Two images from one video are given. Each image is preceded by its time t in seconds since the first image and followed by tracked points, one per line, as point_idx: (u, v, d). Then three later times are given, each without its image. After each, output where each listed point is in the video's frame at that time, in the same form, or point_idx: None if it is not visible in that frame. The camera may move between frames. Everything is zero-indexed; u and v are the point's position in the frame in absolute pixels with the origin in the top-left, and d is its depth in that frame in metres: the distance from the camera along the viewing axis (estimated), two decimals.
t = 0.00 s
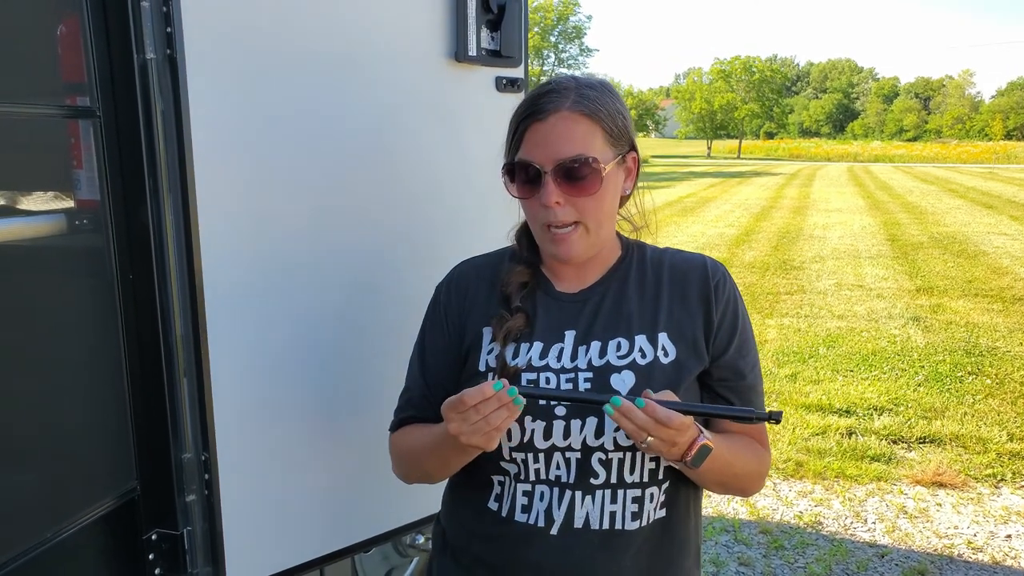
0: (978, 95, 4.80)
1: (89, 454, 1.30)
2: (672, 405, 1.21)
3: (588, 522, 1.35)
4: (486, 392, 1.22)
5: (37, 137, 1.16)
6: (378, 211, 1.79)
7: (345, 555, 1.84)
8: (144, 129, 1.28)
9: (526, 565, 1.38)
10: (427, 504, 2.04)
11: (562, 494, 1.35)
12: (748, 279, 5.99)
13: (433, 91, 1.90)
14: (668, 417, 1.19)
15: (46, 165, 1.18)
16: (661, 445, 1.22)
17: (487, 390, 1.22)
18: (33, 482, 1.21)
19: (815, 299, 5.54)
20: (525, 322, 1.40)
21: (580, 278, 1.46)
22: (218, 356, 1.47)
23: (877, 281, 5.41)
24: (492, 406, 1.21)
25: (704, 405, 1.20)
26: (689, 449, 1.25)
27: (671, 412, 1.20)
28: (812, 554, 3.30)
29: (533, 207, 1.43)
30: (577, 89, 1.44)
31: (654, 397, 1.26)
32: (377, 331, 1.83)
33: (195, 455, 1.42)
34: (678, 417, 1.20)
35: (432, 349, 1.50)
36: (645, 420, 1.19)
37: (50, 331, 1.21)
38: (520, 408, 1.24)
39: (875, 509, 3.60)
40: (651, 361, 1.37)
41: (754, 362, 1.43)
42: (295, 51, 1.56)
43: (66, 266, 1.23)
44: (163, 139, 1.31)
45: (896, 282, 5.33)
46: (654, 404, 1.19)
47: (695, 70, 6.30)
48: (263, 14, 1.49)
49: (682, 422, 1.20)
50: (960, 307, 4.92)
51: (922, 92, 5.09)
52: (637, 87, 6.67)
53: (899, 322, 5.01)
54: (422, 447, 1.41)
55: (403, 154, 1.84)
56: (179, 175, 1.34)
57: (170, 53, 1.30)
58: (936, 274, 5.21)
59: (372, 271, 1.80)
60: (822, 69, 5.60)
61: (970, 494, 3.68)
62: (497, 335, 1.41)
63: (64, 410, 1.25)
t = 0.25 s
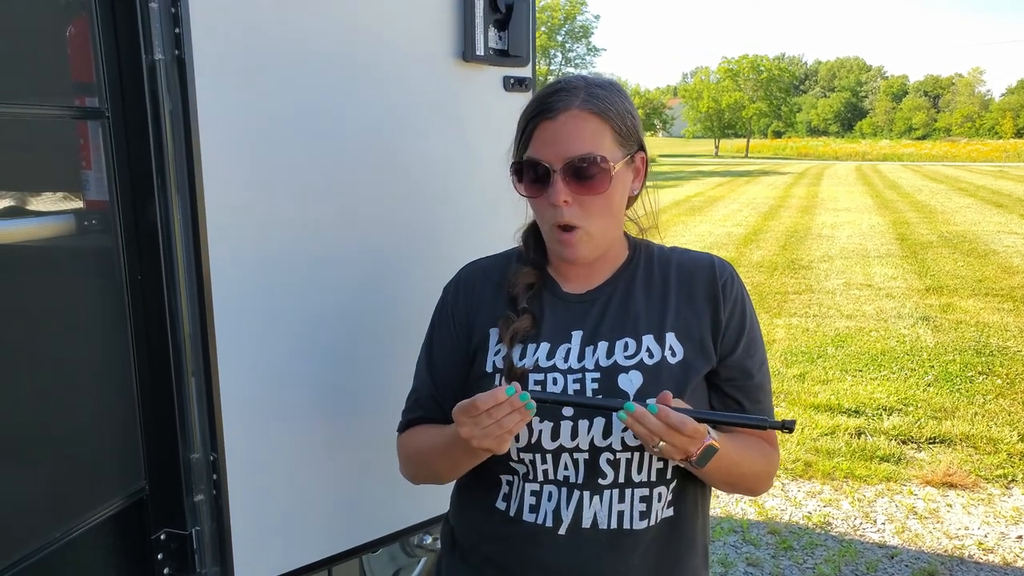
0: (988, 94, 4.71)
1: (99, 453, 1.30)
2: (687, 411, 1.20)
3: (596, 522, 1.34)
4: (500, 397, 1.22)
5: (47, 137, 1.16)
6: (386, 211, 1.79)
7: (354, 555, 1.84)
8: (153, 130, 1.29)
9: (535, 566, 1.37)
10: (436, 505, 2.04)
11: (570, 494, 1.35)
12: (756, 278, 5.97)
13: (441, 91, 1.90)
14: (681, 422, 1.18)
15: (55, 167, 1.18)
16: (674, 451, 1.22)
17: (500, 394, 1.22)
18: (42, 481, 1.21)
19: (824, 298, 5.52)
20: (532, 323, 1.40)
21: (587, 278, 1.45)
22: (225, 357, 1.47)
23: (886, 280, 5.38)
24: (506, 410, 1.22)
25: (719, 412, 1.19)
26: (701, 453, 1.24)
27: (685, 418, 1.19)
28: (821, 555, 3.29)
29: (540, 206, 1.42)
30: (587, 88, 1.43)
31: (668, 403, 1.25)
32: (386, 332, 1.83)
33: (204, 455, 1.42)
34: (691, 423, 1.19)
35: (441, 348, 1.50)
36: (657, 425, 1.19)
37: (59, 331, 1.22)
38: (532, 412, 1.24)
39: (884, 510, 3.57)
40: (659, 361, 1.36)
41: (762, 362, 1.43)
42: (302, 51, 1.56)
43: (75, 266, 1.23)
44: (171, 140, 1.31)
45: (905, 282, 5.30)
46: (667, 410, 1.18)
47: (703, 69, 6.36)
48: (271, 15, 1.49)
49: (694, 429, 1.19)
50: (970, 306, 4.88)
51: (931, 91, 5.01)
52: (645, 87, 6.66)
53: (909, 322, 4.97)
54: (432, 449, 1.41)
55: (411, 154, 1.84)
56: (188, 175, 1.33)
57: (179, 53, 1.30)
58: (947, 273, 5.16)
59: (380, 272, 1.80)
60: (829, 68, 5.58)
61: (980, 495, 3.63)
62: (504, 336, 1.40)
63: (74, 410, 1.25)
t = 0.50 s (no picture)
0: (996, 93, 4.76)
1: (105, 453, 1.30)
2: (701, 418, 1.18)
3: (603, 524, 1.34)
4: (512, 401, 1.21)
5: (53, 137, 1.17)
6: (391, 210, 1.79)
7: (359, 555, 1.84)
8: (159, 129, 1.28)
9: (541, 567, 1.37)
10: (440, 505, 2.03)
11: (577, 497, 1.34)
12: (762, 278, 5.95)
13: (446, 90, 1.90)
14: (694, 429, 1.17)
15: (61, 166, 1.18)
16: (687, 454, 1.21)
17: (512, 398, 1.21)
18: (49, 480, 1.21)
19: (830, 298, 5.49)
20: (535, 329, 1.39)
21: (598, 270, 1.45)
22: (229, 356, 1.47)
23: (892, 279, 5.35)
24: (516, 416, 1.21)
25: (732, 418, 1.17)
26: (714, 457, 1.22)
27: (698, 424, 1.18)
28: (828, 555, 3.27)
29: (560, 187, 1.41)
30: (601, 79, 1.47)
31: (684, 408, 1.23)
32: (391, 332, 1.83)
33: (209, 455, 1.43)
34: (704, 430, 1.18)
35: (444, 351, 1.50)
36: (669, 430, 1.17)
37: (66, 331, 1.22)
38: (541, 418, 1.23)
39: (891, 510, 3.55)
40: (663, 361, 1.36)
41: (767, 361, 1.42)
42: (307, 51, 1.56)
43: (81, 265, 1.23)
44: (177, 139, 1.31)
45: (912, 281, 5.27)
46: (679, 416, 1.17)
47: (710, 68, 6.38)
48: (275, 14, 1.49)
49: (706, 436, 1.18)
50: (977, 306, 4.86)
51: (938, 90, 5.08)
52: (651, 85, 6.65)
53: (916, 321, 4.93)
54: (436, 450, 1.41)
55: (416, 154, 1.84)
56: (193, 175, 1.34)
57: (185, 53, 1.30)
58: (954, 273, 5.16)
59: (385, 272, 1.80)
60: (836, 66, 5.57)
61: (988, 495, 3.60)
62: (508, 343, 1.39)
63: (80, 409, 1.25)
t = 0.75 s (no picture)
0: (998, 93, 4.76)
1: (104, 452, 1.30)
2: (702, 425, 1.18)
3: (604, 528, 1.33)
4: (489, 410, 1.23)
5: (53, 136, 1.16)
6: (392, 209, 1.78)
7: (360, 555, 1.83)
8: (159, 128, 1.28)
9: (541, 568, 1.36)
10: (441, 506, 2.03)
11: (578, 500, 1.34)
12: (765, 277, 5.94)
13: (447, 89, 1.89)
14: (696, 436, 1.17)
15: (60, 165, 1.18)
16: (689, 461, 1.20)
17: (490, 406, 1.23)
18: (49, 480, 1.21)
19: (832, 297, 5.47)
20: (534, 331, 1.38)
21: (597, 270, 1.44)
22: (229, 356, 1.47)
23: (894, 279, 5.34)
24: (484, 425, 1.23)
25: (733, 423, 1.17)
26: (716, 461, 1.22)
27: (700, 431, 1.17)
28: (829, 555, 3.25)
29: (560, 180, 1.39)
30: (605, 76, 1.47)
31: (686, 414, 1.23)
32: (392, 331, 1.82)
33: (210, 454, 1.42)
34: (706, 437, 1.17)
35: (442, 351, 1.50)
36: (671, 437, 1.17)
37: (65, 329, 1.21)
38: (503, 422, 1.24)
39: (893, 510, 3.52)
40: (664, 363, 1.35)
41: (769, 361, 1.41)
42: (308, 49, 1.55)
43: (79, 265, 1.23)
44: (178, 137, 1.31)
45: (914, 281, 5.26)
46: (682, 423, 1.16)
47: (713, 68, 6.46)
48: (276, 11, 1.48)
49: (709, 442, 1.17)
50: (979, 305, 4.85)
51: (941, 90, 5.08)
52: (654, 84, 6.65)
53: (918, 321, 4.90)
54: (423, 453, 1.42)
55: (418, 153, 1.83)
56: (194, 173, 1.33)
57: (185, 51, 1.29)
58: (956, 272, 5.15)
59: (384, 271, 1.79)
60: (838, 66, 5.57)
61: (989, 495, 3.56)
62: (507, 345, 1.38)
63: (80, 409, 1.25)
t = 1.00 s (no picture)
0: (995, 93, 4.71)
1: (100, 453, 1.29)
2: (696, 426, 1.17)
3: (600, 530, 1.32)
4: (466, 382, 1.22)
5: (48, 133, 1.15)
6: (390, 208, 1.77)
7: (357, 555, 1.82)
8: (155, 126, 1.27)
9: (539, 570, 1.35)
10: (438, 506, 2.02)
11: (574, 502, 1.33)
12: (764, 276, 5.93)
13: (445, 87, 1.88)
14: (691, 437, 1.15)
15: (55, 163, 1.17)
16: (684, 462, 1.19)
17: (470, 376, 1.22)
18: (44, 480, 1.20)
19: (831, 297, 5.46)
20: (531, 333, 1.37)
21: (596, 272, 1.43)
22: (225, 356, 1.45)
23: (893, 279, 5.33)
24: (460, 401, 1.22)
25: (729, 425, 1.15)
26: (712, 463, 1.21)
27: (694, 432, 1.16)
28: (827, 554, 3.24)
29: (560, 180, 1.38)
30: (605, 75, 1.46)
31: (681, 415, 1.22)
32: (389, 331, 1.81)
33: (207, 455, 1.41)
34: (701, 438, 1.16)
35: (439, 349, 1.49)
36: (667, 438, 1.16)
37: (60, 329, 1.20)
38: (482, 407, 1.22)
39: (891, 509, 3.51)
40: (662, 365, 1.34)
41: (767, 363, 1.40)
42: (305, 48, 1.54)
43: (75, 263, 1.22)
44: (173, 135, 1.30)
45: (913, 280, 5.26)
46: (677, 424, 1.15)
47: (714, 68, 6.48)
48: (274, 8, 1.47)
49: (704, 443, 1.16)
50: (977, 305, 4.85)
51: (939, 90, 5.06)
52: (654, 83, 6.64)
53: (916, 321, 4.89)
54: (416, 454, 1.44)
55: (416, 152, 1.82)
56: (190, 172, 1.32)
57: (180, 49, 1.29)
58: (954, 271, 5.15)
59: (381, 270, 1.77)
60: (838, 66, 5.59)
61: (987, 494, 3.55)
62: (504, 347, 1.38)
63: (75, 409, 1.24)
